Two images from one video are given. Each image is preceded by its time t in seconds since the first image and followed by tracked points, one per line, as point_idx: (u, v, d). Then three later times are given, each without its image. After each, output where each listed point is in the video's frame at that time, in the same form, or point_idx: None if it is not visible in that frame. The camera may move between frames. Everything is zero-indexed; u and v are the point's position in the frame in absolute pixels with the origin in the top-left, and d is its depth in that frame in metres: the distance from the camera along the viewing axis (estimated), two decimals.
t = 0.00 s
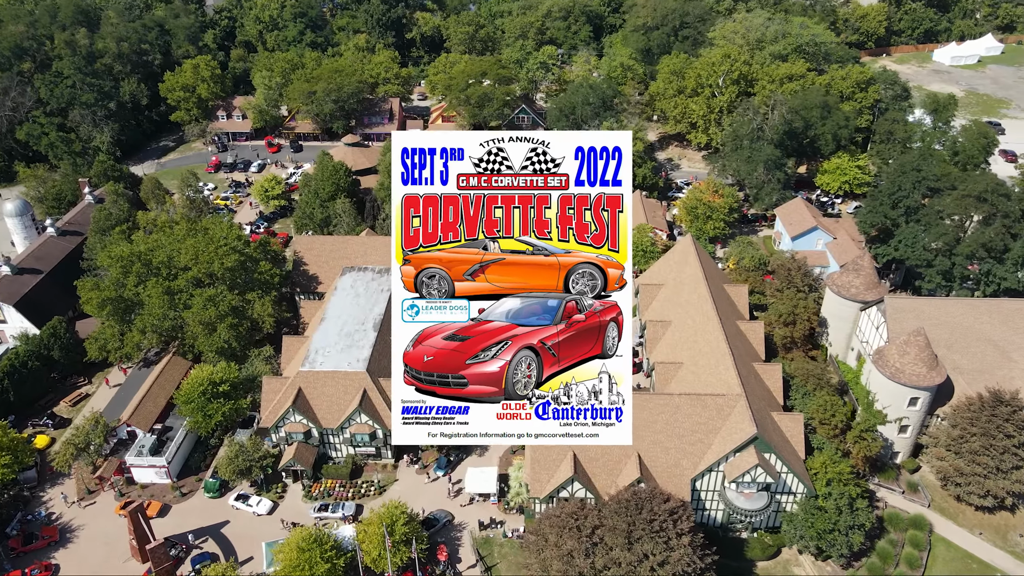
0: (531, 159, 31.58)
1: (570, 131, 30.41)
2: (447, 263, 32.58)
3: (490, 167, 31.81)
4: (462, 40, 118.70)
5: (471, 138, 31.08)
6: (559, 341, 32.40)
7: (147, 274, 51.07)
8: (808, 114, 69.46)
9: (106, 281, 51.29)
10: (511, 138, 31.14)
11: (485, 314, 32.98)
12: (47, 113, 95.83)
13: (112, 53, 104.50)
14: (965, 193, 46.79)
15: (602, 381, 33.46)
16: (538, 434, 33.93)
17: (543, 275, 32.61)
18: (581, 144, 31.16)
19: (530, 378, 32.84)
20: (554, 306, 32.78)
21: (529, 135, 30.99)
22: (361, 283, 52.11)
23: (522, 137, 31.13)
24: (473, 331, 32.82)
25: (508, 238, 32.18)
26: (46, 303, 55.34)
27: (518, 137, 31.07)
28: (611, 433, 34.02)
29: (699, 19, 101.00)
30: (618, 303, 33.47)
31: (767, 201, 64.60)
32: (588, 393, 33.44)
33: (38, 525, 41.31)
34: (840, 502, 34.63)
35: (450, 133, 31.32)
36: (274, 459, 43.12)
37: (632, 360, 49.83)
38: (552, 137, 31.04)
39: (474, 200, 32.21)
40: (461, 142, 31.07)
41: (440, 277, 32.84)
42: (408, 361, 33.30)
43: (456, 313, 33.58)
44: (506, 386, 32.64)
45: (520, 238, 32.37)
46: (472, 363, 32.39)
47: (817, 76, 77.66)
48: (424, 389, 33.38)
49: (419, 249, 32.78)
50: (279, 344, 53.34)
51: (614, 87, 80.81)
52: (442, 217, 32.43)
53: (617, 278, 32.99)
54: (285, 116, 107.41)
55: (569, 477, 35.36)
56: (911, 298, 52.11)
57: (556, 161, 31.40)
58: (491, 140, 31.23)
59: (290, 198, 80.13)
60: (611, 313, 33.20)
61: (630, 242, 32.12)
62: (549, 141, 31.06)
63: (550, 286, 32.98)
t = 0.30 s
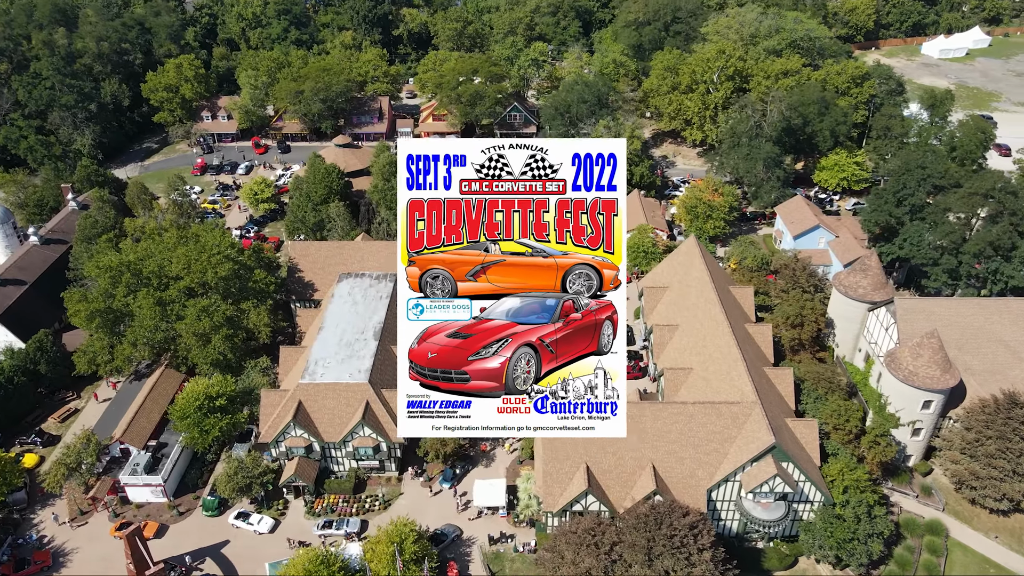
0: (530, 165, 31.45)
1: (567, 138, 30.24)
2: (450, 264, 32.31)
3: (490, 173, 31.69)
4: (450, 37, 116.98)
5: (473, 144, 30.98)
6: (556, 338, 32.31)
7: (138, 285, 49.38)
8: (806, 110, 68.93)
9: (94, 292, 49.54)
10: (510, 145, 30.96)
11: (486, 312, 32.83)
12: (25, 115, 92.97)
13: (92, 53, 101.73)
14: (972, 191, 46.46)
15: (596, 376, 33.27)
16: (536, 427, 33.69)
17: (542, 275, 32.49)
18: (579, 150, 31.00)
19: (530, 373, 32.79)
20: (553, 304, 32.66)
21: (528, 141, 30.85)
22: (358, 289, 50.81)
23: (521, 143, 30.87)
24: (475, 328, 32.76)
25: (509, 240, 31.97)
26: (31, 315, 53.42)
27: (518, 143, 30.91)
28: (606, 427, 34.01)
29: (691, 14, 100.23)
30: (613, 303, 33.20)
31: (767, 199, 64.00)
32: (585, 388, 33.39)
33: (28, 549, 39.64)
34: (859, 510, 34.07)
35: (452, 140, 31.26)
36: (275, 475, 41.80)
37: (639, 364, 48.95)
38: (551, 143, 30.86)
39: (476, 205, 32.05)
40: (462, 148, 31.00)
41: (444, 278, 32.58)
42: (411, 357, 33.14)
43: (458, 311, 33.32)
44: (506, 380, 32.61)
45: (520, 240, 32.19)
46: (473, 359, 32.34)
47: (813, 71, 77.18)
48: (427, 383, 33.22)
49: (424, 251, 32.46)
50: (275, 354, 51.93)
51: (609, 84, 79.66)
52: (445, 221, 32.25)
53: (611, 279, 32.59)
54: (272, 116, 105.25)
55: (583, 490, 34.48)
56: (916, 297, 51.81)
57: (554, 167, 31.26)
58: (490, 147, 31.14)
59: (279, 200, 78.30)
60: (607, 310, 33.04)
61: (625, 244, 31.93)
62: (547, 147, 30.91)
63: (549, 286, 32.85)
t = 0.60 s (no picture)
0: (529, 171, 30.80)
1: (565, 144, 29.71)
2: (454, 265, 31.79)
3: (490, 178, 31.02)
4: (438, 33, 115.27)
5: (474, 150, 30.42)
6: (554, 335, 31.52)
7: (128, 296, 47.71)
8: (805, 106, 68.34)
9: (82, 304, 47.79)
10: (509, 151, 30.36)
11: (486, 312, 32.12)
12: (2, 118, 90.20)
13: (71, 53, 98.96)
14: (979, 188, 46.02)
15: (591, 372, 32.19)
16: (535, 421, 32.95)
17: (541, 276, 31.66)
18: (576, 156, 30.35)
19: (530, 368, 32.11)
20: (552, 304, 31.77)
21: (527, 148, 30.27)
22: (357, 297, 49.48)
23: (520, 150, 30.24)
24: (476, 324, 32.05)
25: (509, 243, 31.17)
26: (15, 328, 51.54)
27: (517, 149, 30.31)
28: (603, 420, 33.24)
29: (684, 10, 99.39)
30: (607, 302, 31.89)
31: (768, 198, 63.49)
32: (581, 382, 32.56)
33: None
34: (878, 519, 33.59)
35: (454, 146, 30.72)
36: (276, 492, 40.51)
37: (644, 369, 48.86)
38: (549, 151, 30.33)
39: (477, 210, 31.41)
40: (464, 154, 30.39)
41: (448, 278, 32.09)
42: (415, 353, 32.63)
43: (461, 309, 32.72)
44: (506, 375, 31.98)
45: (520, 243, 31.39)
46: (474, 356, 31.73)
47: (808, 67, 76.67)
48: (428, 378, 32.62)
49: (429, 253, 31.89)
50: (272, 364, 50.59)
51: (604, 81, 78.59)
52: (448, 224, 31.57)
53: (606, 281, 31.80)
54: (258, 116, 103.11)
55: (598, 504, 33.59)
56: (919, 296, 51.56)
57: (553, 172, 30.65)
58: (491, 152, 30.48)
59: (270, 204, 76.58)
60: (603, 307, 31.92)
61: (620, 247, 31.13)
62: (546, 154, 30.39)
63: (548, 286, 31.99)
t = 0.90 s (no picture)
0: (529, 178, 35.21)
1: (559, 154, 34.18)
2: (457, 267, 36.86)
3: (493, 184, 35.45)
4: (426, 31, 113.62)
5: (478, 159, 34.80)
6: (549, 333, 36.39)
7: (118, 310, 46.11)
8: (803, 102, 67.80)
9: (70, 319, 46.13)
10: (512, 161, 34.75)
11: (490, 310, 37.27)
12: None
13: (50, 55, 96.17)
14: (987, 187, 45.49)
15: (588, 366, 36.44)
16: (534, 414, 37.28)
17: (536, 277, 37.01)
18: (570, 165, 34.97)
19: (529, 364, 36.65)
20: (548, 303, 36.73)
21: (526, 158, 34.63)
22: (356, 305, 48.18)
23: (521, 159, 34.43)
24: (480, 323, 37.04)
25: (509, 245, 36.24)
26: None
27: (518, 159, 34.70)
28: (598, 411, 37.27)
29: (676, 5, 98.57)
30: (602, 302, 36.84)
31: (768, 196, 62.95)
32: (576, 378, 36.97)
33: None
34: (898, 528, 33.03)
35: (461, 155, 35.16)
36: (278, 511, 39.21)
37: (651, 374, 48.16)
38: (547, 159, 34.65)
39: (479, 213, 36.01)
40: (467, 162, 34.77)
41: (451, 279, 37.01)
42: (422, 350, 37.13)
43: (465, 305, 37.32)
44: (507, 370, 36.54)
45: (518, 245, 36.45)
46: (478, 351, 36.32)
47: (804, 63, 76.18)
48: (440, 373, 36.93)
49: (433, 255, 36.76)
50: (270, 376, 49.25)
51: (599, 79, 77.61)
52: (454, 226, 36.35)
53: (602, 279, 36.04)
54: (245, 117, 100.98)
55: (615, 520, 32.73)
56: (924, 295, 51.24)
57: (550, 178, 35.01)
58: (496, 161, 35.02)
59: (260, 208, 74.83)
60: (595, 308, 36.78)
61: (613, 248, 35.94)
62: (543, 162, 34.85)
63: (543, 287, 37.20)
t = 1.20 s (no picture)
0: (528, 184, 36.09)
1: (557, 160, 35.01)
2: (460, 268, 37.49)
3: (494, 190, 36.54)
4: (415, 28, 111.91)
5: (479, 166, 36.04)
6: (548, 330, 36.63)
7: (109, 324, 44.49)
8: (801, 99, 67.30)
9: (59, 334, 44.45)
10: (511, 167, 35.77)
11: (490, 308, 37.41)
12: None
13: (28, 56, 93.39)
14: (993, 185, 45.20)
15: (583, 361, 37.08)
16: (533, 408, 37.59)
17: (536, 277, 37.25)
18: (568, 171, 35.56)
19: (528, 359, 36.83)
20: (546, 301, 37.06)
21: (525, 164, 35.58)
22: (355, 314, 46.88)
23: (520, 166, 35.49)
24: (481, 321, 36.98)
25: (509, 247, 36.88)
26: None
27: (517, 165, 35.75)
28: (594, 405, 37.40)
29: (668, 1, 97.76)
30: (598, 299, 37.20)
31: (769, 195, 62.38)
32: (574, 373, 37.22)
33: None
34: (920, 537, 32.50)
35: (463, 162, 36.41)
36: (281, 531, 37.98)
37: (658, 380, 47.37)
38: (544, 165, 35.59)
39: (481, 218, 37.11)
40: (469, 170, 36.03)
41: (454, 279, 37.60)
42: (426, 346, 37.45)
43: (466, 304, 37.48)
44: (507, 366, 36.65)
45: (518, 248, 37.05)
46: (478, 347, 36.38)
47: (799, 58, 75.70)
48: (441, 368, 37.26)
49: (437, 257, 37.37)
50: (268, 389, 47.90)
51: (595, 78, 76.60)
52: (456, 230, 37.42)
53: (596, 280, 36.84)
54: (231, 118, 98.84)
55: (633, 536, 31.85)
56: (928, 294, 50.95)
57: (548, 184, 35.98)
58: (496, 167, 35.86)
59: (250, 212, 73.08)
60: (591, 306, 37.26)
61: (608, 250, 36.49)
62: (542, 169, 35.66)
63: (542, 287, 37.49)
